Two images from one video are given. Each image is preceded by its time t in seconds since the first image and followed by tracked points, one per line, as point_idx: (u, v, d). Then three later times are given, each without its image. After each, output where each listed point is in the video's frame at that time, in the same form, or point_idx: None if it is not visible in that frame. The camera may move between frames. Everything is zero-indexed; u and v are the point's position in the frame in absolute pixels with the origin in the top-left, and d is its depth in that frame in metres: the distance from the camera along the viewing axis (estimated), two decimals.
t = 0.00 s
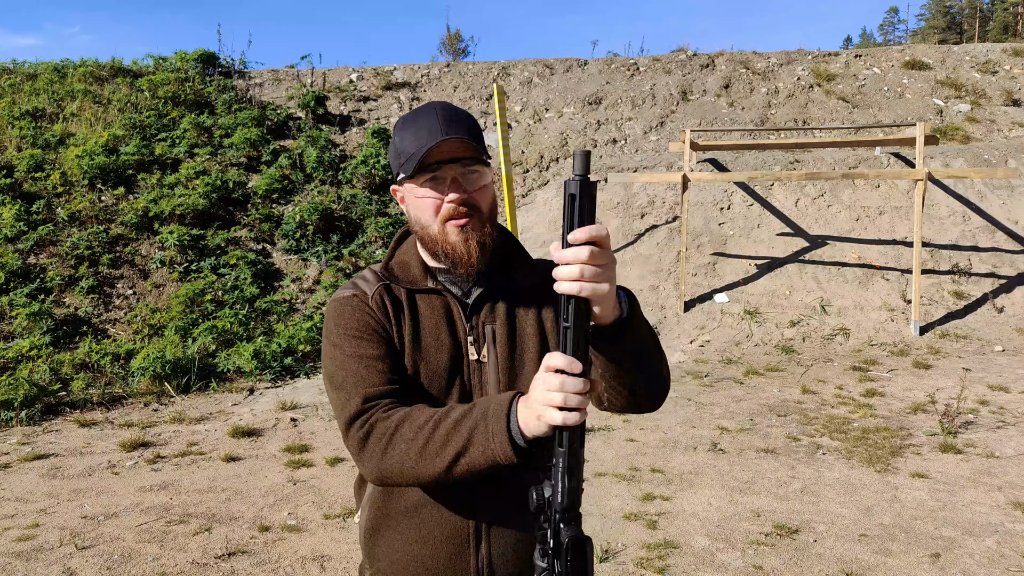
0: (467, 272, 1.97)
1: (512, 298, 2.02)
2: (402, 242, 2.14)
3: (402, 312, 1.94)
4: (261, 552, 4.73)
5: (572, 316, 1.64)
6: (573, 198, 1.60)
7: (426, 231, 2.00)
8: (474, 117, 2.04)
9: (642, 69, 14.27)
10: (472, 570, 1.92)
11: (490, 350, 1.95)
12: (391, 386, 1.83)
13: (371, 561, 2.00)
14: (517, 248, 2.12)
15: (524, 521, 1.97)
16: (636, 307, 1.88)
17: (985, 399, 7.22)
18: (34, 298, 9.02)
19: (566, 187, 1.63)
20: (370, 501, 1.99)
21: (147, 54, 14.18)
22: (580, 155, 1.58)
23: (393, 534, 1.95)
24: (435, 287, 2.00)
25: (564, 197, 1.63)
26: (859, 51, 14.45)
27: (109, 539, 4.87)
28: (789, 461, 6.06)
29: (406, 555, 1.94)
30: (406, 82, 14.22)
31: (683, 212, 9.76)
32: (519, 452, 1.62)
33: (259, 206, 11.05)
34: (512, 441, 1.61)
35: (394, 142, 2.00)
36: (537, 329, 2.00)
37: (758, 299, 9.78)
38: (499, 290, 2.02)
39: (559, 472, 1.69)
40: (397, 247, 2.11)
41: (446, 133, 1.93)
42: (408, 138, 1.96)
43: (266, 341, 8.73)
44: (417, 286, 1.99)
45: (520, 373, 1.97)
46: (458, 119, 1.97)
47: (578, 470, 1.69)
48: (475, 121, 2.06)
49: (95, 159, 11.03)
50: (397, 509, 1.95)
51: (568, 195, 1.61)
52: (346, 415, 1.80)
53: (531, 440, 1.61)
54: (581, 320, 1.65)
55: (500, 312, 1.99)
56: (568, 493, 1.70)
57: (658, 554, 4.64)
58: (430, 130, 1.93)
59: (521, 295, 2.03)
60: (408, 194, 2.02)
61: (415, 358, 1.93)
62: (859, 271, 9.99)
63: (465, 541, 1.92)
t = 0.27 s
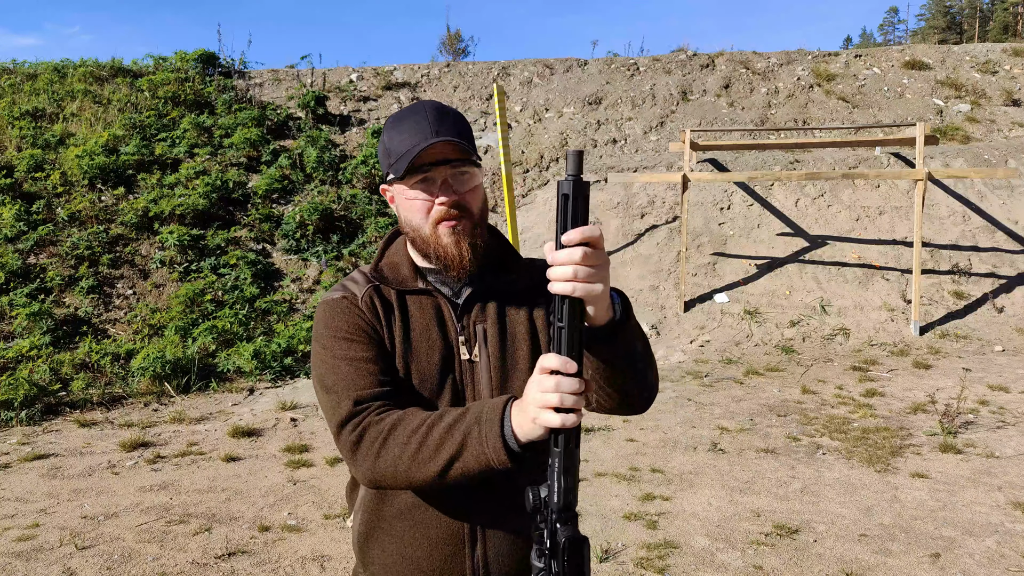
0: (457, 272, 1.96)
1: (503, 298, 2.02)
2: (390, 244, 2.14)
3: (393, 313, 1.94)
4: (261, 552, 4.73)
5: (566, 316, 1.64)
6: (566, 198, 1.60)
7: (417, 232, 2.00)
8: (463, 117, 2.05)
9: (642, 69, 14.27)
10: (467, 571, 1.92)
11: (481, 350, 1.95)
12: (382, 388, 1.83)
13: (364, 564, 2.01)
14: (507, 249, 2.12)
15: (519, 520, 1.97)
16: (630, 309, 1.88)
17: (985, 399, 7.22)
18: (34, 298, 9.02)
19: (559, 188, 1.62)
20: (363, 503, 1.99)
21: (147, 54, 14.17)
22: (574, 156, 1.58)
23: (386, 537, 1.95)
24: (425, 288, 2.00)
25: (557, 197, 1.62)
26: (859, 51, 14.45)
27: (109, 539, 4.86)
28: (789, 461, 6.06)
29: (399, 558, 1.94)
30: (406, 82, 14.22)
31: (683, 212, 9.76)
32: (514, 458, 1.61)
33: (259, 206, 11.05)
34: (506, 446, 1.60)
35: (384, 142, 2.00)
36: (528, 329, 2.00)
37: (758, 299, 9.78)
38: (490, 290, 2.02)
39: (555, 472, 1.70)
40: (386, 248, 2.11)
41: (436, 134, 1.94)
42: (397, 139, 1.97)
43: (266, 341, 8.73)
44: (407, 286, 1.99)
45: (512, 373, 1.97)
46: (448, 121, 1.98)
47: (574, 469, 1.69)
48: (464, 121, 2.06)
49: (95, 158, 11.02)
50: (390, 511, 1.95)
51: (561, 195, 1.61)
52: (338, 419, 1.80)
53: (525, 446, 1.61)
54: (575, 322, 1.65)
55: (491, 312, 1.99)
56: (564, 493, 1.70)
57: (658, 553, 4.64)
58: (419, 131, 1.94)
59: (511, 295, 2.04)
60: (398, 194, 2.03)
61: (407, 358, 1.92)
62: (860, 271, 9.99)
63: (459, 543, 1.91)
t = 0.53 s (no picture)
0: (448, 272, 1.96)
1: (495, 298, 2.02)
2: (384, 244, 2.15)
3: (386, 315, 1.94)
4: (261, 552, 4.73)
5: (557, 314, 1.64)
6: (554, 198, 1.59)
7: (407, 232, 2.00)
8: (453, 117, 2.04)
9: (642, 69, 14.27)
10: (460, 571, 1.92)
11: (474, 348, 1.95)
12: (374, 390, 1.83)
13: (357, 565, 2.00)
14: (499, 249, 2.12)
15: (513, 519, 1.97)
16: (620, 309, 1.87)
17: (985, 399, 7.22)
18: (34, 298, 9.02)
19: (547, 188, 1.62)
20: (355, 504, 1.99)
21: (147, 54, 14.17)
22: (561, 155, 1.57)
23: (379, 537, 1.95)
24: (417, 288, 2.00)
25: (546, 197, 1.62)
26: (859, 51, 14.45)
27: (109, 539, 4.86)
28: (789, 461, 6.06)
29: (392, 558, 1.93)
30: (406, 82, 14.22)
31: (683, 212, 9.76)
32: (506, 464, 1.62)
33: (260, 206, 11.05)
34: (498, 451, 1.60)
35: (374, 143, 2.01)
36: (520, 328, 2.00)
37: (758, 299, 9.78)
38: (482, 290, 2.02)
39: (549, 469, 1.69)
40: (379, 251, 2.11)
41: (423, 134, 1.94)
42: (386, 140, 1.97)
43: (266, 341, 8.73)
44: (399, 286, 1.99)
45: (504, 373, 1.97)
46: (436, 120, 1.97)
47: (568, 467, 1.69)
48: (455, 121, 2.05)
49: (95, 158, 11.02)
50: (383, 510, 1.95)
51: (549, 195, 1.61)
52: (329, 419, 1.80)
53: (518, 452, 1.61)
54: (565, 322, 1.65)
55: (483, 312, 1.99)
56: (558, 490, 1.70)
57: (658, 553, 4.64)
58: (406, 131, 1.93)
59: (504, 295, 2.04)
60: (389, 195, 2.03)
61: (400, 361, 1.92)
62: (860, 271, 9.99)
63: (453, 542, 1.91)
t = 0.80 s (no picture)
0: (444, 271, 1.97)
1: (489, 297, 2.03)
2: (379, 244, 2.16)
3: (382, 312, 1.95)
4: (260, 552, 4.73)
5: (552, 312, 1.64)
6: (545, 197, 1.58)
7: (402, 231, 2.00)
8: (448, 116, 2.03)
9: (642, 69, 14.27)
10: (456, 570, 1.92)
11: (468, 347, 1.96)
12: (368, 375, 1.83)
13: (353, 564, 2.00)
14: (493, 248, 2.13)
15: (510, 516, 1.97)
16: (613, 308, 1.87)
17: (985, 399, 7.23)
18: (34, 298, 9.02)
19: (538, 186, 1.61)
20: (353, 502, 1.99)
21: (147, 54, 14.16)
22: (552, 154, 1.56)
23: (375, 536, 1.95)
24: (413, 287, 2.00)
25: (539, 196, 1.61)
26: (859, 51, 14.45)
27: (109, 539, 4.86)
28: (789, 461, 6.06)
29: (388, 557, 1.93)
30: (406, 82, 14.22)
31: (683, 212, 9.76)
32: (497, 412, 1.60)
33: (260, 206, 11.05)
34: (487, 399, 1.59)
35: (369, 142, 2.00)
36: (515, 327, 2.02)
37: (758, 299, 9.78)
38: (476, 289, 2.03)
39: (545, 466, 1.72)
40: (374, 251, 2.11)
41: (417, 132, 1.93)
42: (380, 139, 1.97)
43: (266, 341, 8.72)
44: (394, 286, 1.99)
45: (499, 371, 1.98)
46: (429, 118, 1.97)
47: (563, 464, 1.71)
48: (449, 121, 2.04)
49: (95, 158, 11.02)
50: (380, 509, 1.96)
51: (542, 195, 1.60)
52: (323, 408, 1.80)
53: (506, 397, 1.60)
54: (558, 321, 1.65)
55: (478, 310, 2.00)
56: (554, 487, 1.71)
57: (658, 553, 4.64)
58: (400, 129, 1.93)
59: (498, 293, 2.05)
60: (384, 194, 2.03)
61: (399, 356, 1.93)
62: (860, 271, 9.99)
63: (449, 540, 1.91)
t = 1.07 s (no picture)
0: (439, 273, 1.98)
1: (484, 297, 2.04)
2: (373, 245, 2.16)
3: (380, 315, 1.95)
4: (260, 552, 4.73)
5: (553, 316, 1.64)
6: (540, 198, 1.59)
7: (395, 233, 2.01)
8: (438, 118, 2.03)
9: (642, 69, 14.27)
10: (459, 568, 1.92)
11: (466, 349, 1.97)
12: (370, 380, 1.82)
13: (357, 565, 2.00)
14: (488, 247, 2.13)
15: (511, 514, 1.97)
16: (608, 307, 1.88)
17: (985, 399, 7.22)
18: (34, 298, 9.02)
19: (532, 189, 1.62)
20: (354, 504, 1.99)
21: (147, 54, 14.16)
22: (544, 156, 1.58)
23: (378, 537, 1.95)
24: (409, 289, 2.00)
25: (533, 197, 1.62)
26: (859, 51, 14.45)
27: (109, 539, 4.86)
28: (789, 461, 6.06)
29: (391, 557, 1.93)
30: (406, 82, 14.22)
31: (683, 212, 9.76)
32: (499, 416, 1.60)
33: (260, 206, 11.05)
34: (489, 404, 1.59)
35: (360, 146, 2.00)
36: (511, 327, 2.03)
37: (758, 299, 9.78)
38: (472, 289, 2.04)
39: (541, 463, 1.73)
40: (368, 253, 2.11)
41: (408, 134, 1.93)
42: (371, 141, 1.97)
43: (266, 341, 8.72)
44: (390, 289, 1.99)
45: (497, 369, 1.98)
46: (420, 120, 1.97)
47: (560, 460, 1.72)
48: (439, 122, 2.04)
49: (95, 158, 11.02)
50: (382, 511, 1.95)
51: (535, 195, 1.61)
52: (326, 415, 1.79)
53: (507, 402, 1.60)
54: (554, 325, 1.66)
55: (474, 311, 2.01)
56: (551, 484, 1.72)
57: (658, 553, 4.64)
58: (391, 132, 1.93)
59: (493, 294, 2.06)
60: (377, 197, 2.03)
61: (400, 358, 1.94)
62: (860, 271, 9.99)
63: (452, 539, 1.92)
